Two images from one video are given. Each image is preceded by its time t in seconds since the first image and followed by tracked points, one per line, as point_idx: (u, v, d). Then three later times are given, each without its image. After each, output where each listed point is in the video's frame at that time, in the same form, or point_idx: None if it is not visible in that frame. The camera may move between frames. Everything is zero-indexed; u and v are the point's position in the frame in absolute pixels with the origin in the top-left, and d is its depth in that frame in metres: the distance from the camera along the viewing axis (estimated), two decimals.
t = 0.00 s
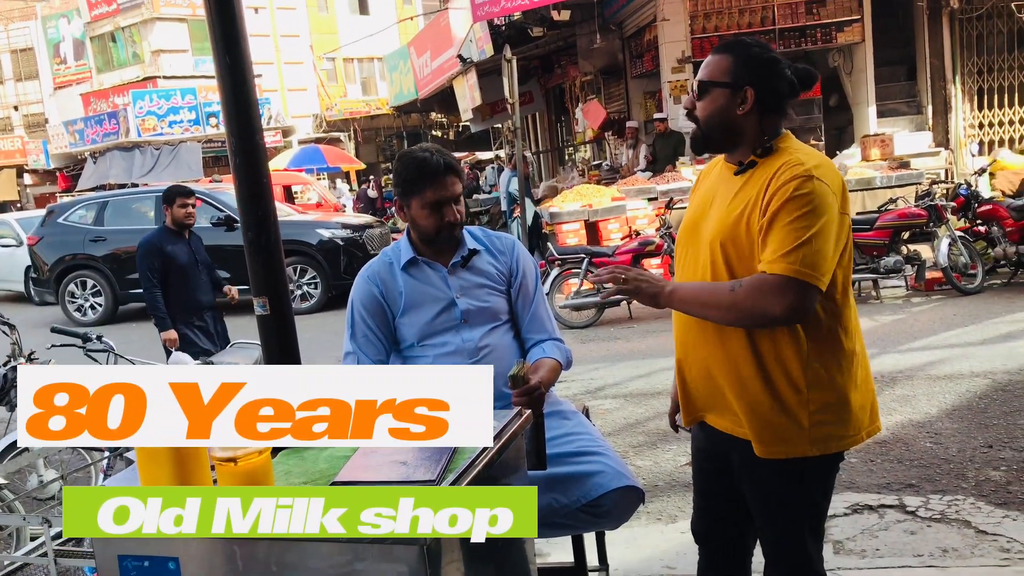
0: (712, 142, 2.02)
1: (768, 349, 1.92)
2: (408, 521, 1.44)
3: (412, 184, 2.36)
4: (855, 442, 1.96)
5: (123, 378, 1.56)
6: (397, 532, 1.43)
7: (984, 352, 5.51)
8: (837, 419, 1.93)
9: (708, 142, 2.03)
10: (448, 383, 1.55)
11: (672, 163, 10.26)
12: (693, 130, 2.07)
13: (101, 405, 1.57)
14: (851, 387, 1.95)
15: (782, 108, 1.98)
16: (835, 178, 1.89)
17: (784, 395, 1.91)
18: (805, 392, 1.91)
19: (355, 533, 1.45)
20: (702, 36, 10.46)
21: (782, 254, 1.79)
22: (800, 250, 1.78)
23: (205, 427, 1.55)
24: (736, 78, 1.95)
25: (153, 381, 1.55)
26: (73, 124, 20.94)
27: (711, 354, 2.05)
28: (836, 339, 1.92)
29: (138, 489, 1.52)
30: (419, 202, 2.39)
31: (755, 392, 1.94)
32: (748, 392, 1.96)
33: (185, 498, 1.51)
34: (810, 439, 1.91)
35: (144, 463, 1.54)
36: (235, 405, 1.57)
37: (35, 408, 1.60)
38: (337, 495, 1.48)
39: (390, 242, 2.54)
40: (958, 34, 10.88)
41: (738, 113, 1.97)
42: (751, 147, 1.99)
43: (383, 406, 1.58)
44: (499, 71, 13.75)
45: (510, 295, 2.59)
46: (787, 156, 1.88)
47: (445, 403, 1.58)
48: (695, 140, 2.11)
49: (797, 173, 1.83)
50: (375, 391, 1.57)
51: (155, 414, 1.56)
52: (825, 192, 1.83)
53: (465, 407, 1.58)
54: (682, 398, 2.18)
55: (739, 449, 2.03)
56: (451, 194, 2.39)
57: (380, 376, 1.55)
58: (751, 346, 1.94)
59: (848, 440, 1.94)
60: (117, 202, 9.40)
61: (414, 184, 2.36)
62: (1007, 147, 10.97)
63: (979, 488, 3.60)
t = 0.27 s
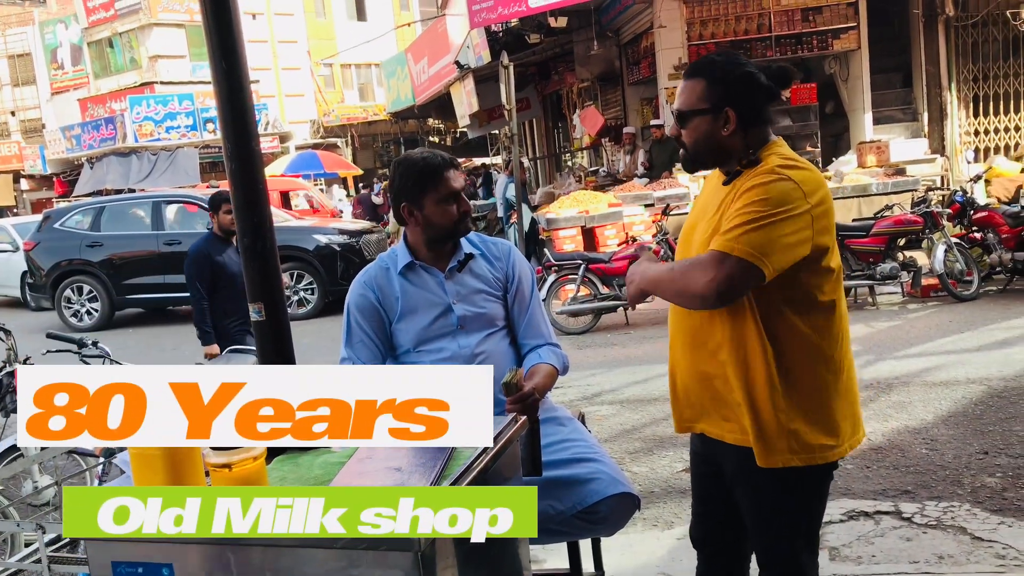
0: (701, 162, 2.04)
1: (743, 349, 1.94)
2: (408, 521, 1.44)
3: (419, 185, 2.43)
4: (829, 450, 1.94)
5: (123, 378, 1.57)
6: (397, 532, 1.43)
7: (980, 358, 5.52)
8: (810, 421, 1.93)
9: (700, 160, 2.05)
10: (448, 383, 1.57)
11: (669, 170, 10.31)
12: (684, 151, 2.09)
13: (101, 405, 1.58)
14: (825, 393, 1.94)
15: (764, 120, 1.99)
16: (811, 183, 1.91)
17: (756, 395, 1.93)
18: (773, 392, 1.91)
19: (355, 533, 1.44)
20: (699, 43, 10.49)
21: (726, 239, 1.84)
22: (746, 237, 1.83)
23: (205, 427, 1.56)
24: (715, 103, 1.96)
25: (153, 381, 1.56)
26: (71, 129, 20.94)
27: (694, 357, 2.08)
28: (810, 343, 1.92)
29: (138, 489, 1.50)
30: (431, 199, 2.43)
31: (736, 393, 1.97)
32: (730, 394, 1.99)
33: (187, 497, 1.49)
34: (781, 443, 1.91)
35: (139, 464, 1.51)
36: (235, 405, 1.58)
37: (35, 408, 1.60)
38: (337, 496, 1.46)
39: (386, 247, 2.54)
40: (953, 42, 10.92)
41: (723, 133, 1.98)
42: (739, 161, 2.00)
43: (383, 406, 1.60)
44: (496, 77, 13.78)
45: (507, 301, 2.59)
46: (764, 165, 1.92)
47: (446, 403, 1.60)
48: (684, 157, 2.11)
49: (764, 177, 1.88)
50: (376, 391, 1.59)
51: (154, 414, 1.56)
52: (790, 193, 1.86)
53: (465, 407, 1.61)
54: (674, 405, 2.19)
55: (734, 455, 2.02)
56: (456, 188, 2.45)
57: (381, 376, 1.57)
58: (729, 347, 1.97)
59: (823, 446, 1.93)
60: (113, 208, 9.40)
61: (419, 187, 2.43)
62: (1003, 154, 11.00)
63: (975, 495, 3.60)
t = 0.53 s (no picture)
0: (694, 165, 2.05)
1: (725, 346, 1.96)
2: (408, 521, 1.44)
3: (415, 185, 2.43)
4: (813, 448, 1.93)
5: (123, 378, 1.57)
6: (398, 532, 1.42)
7: (976, 361, 5.53)
8: (793, 418, 1.92)
9: (690, 163, 2.06)
10: (448, 383, 1.58)
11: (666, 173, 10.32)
12: (675, 154, 2.09)
13: (101, 405, 1.58)
14: (808, 392, 1.93)
15: (757, 123, 2.00)
16: (794, 183, 1.91)
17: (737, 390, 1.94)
18: (752, 387, 1.92)
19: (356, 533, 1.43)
20: (695, 46, 10.51)
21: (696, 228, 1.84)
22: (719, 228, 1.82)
23: (205, 427, 1.57)
24: (707, 106, 1.96)
25: (153, 381, 1.56)
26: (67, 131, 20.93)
27: (683, 354, 2.10)
28: (792, 341, 1.92)
29: (138, 490, 1.50)
30: (429, 199, 2.43)
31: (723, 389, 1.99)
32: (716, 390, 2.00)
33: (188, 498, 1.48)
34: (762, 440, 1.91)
35: (131, 469, 1.53)
36: (235, 405, 1.58)
37: (35, 408, 1.60)
38: (337, 496, 1.45)
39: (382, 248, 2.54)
40: (949, 46, 10.95)
41: (715, 138, 1.99)
42: (729, 164, 2.02)
43: (383, 407, 1.60)
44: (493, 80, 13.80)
45: (502, 302, 2.59)
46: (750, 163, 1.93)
47: (446, 403, 1.60)
48: (676, 161, 2.12)
49: (744, 174, 1.88)
50: (375, 391, 1.59)
51: (155, 414, 1.56)
52: (768, 189, 1.86)
53: (465, 407, 1.60)
54: (671, 407, 2.18)
55: (731, 456, 2.02)
56: (454, 187, 2.46)
57: (379, 376, 1.57)
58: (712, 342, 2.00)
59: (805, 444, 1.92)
60: (109, 210, 9.39)
61: (416, 188, 2.43)
62: (998, 158, 11.03)
63: (969, 498, 3.60)
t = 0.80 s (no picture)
0: (683, 167, 2.04)
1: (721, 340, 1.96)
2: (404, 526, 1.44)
3: (406, 179, 2.44)
4: (811, 441, 1.93)
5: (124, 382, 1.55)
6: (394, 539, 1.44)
7: (968, 359, 5.55)
8: (789, 413, 1.92)
9: (686, 168, 2.05)
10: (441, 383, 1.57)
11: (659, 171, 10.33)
12: (670, 161, 2.08)
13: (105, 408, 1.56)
14: (805, 384, 1.93)
15: (746, 123, 2.00)
16: (789, 176, 1.91)
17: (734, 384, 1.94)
18: (748, 381, 1.91)
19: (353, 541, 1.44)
20: (689, 44, 10.51)
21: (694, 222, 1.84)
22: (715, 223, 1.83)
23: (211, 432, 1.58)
24: (696, 111, 1.96)
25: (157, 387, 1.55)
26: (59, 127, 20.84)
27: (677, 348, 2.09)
28: (789, 335, 1.92)
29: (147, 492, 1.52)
30: (419, 192, 2.44)
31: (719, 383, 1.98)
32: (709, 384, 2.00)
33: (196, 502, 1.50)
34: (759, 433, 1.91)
35: (122, 463, 1.51)
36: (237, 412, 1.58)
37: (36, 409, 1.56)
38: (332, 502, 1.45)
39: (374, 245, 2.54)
40: (942, 44, 10.96)
41: (705, 139, 1.98)
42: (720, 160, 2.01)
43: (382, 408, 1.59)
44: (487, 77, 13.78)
45: (496, 298, 2.59)
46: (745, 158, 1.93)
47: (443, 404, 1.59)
48: (664, 164, 2.12)
49: (739, 168, 1.88)
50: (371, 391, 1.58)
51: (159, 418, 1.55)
52: (763, 183, 1.86)
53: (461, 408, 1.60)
54: (663, 403, 2.18)
55: (726, 451, 2.01)
56: (442, 179, 2.46)
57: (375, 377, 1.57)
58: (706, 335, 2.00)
59: (802, 437, 1.92)
60: (101, 206, 9.36)
61: (406, 183, 2.44)
62: (990, 157, 11.07)
63: (961, 494, 3.61)
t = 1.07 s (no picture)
0: (674, 153, 2.04)
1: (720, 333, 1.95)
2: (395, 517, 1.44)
3: (396, 166, 2.43)
4: (807, 432, 1.94)
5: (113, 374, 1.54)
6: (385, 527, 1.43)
7: (960, 350, 5.56)
8: (787, 405, 1.92)
9: (672, 154, 2.04)
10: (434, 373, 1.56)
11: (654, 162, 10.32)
12: (656, 142, 2.07)
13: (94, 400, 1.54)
14: (802, 375, 1.93)
15: (738, 107, 1.99)
16: (784, 167, 1.91)
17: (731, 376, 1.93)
18: (747, 373, 1.91)
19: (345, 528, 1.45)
20: (684, 35, 10.48)
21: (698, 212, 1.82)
22: (717, 214, 1.81)
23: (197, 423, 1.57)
24: (688, 94, 1.95)
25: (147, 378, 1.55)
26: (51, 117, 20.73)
27: (672, 341, 2.08)
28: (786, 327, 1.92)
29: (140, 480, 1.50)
30: (410, 179, 2.42)
31: (716, 375, 1.97)
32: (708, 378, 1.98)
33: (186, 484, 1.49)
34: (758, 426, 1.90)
35: (111, 452, 1.50)
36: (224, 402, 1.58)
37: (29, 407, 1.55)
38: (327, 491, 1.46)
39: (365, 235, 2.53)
40: (937, 36, 10.96)
41: (697, 125, 1.97)
42: (712, 149, 2.00)
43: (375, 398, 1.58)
44: (481, 68, 13.75)
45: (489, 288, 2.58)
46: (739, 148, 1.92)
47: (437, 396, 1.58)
48: (655, 149, 2.11)
49: (734, 159, 1.88)
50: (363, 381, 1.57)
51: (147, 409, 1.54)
52: (761, 173, 1.86)
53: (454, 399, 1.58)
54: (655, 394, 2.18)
55: (720, 443, 2.01)
56: (432, 167, 2.45)
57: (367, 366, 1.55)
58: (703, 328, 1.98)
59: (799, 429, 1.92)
60: (93, 196, 9.31)
61: (396, 169, 2.43)
62: (982, 149, 11.10)
63: (953, 484, 3.63)
